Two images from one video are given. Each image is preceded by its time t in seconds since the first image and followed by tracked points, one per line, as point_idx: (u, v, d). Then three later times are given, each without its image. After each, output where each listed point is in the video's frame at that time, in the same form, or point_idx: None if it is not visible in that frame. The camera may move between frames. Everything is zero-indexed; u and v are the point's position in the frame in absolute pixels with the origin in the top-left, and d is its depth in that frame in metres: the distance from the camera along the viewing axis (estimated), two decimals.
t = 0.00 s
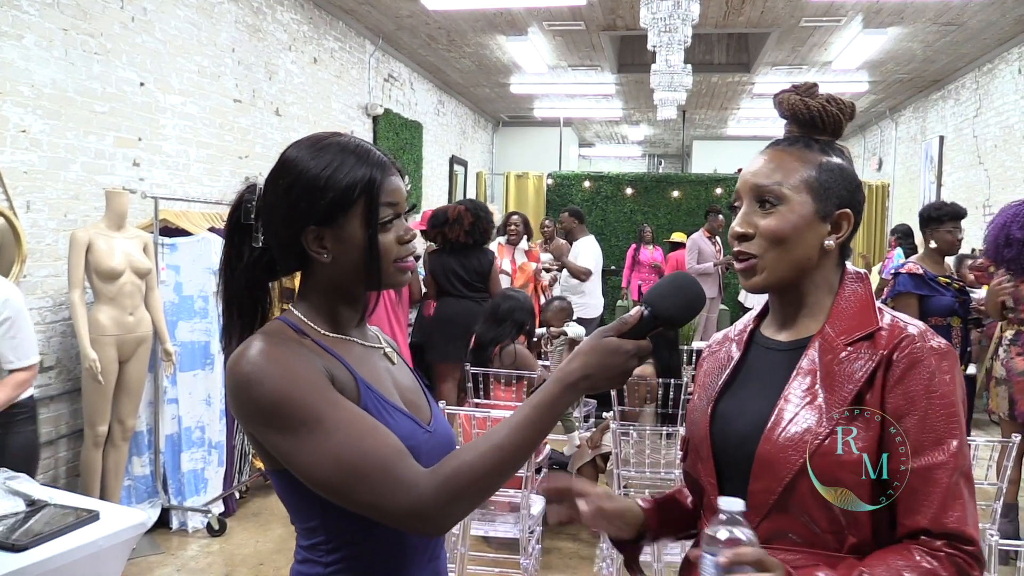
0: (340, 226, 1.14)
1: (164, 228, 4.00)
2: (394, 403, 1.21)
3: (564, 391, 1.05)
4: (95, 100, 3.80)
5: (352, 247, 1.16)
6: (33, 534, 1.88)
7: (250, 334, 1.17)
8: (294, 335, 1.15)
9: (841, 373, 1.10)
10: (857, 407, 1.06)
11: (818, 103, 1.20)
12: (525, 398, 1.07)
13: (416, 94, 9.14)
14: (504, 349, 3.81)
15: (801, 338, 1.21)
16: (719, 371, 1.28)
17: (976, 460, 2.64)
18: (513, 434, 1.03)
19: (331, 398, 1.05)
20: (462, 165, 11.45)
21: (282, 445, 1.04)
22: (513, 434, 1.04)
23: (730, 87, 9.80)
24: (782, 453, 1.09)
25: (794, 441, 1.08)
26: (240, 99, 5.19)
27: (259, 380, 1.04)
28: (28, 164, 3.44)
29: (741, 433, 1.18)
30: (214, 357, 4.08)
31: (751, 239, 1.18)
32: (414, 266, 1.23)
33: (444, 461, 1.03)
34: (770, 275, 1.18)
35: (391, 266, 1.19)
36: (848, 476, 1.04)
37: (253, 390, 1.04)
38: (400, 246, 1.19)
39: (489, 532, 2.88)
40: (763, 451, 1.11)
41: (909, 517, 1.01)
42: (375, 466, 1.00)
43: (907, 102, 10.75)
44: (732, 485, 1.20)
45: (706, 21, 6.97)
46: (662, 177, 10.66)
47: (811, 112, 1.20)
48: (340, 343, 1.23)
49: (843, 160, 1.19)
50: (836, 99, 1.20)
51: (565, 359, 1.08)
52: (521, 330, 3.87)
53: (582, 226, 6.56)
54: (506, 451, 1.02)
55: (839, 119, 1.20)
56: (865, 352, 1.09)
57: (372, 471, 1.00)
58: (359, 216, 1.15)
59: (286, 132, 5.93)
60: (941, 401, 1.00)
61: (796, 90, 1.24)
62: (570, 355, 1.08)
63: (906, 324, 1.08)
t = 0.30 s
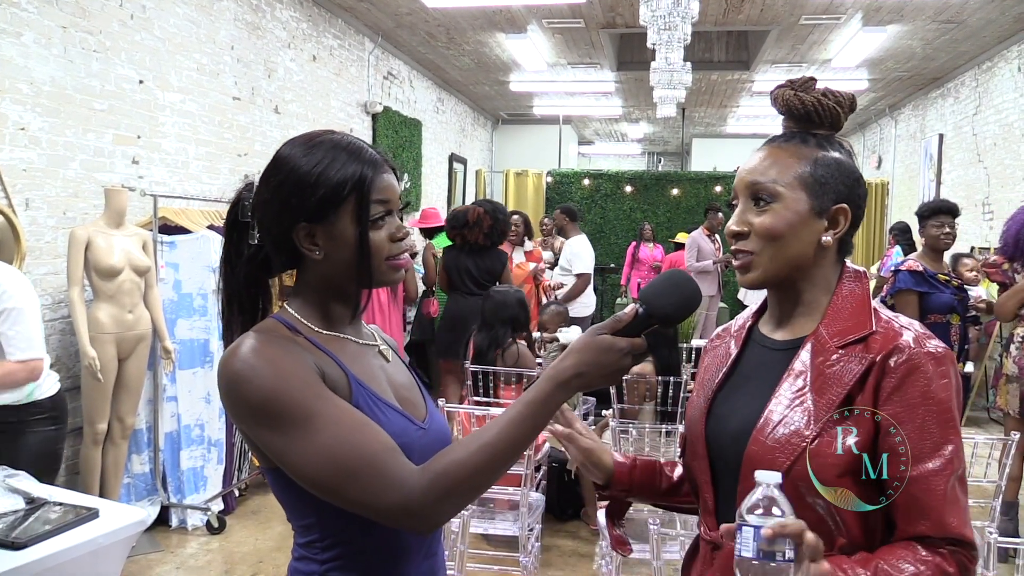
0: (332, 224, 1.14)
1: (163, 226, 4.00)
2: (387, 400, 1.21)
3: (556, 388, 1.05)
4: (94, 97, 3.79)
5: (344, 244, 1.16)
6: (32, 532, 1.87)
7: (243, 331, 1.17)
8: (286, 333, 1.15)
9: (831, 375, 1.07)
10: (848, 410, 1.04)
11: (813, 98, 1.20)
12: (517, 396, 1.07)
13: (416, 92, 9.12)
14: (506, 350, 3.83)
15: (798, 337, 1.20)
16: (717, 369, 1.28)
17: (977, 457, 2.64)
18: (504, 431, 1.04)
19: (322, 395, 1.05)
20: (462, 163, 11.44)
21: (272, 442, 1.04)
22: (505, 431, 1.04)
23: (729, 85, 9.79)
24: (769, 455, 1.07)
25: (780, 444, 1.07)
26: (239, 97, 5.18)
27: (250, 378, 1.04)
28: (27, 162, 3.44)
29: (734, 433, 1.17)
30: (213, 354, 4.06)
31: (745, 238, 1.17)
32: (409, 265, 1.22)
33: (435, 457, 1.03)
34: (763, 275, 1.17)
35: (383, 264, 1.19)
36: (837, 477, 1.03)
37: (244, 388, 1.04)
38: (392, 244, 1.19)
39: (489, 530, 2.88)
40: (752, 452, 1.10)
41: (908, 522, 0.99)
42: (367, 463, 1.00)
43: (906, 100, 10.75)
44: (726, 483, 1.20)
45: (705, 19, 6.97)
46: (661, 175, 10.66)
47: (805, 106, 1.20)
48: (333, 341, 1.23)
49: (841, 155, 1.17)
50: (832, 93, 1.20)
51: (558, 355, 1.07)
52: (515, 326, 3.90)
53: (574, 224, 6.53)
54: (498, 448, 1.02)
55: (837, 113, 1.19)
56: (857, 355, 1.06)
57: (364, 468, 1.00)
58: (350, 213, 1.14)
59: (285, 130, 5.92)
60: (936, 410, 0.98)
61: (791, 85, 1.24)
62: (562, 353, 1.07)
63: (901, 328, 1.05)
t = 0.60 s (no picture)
0: (325, 220, 1.14)
1: (162, 223, 4.00)
2: (383, 398, 1.21)
3: (553, 386, 1.05)
4: (93, 94, 3.79)
5: (338, 241, 1.15)
6: (32, 529, 1.87)
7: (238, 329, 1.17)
8: (281, 331, 1.15)
9: (837, 377, 1.07)
10: (851, 411, 1.03)
11: (813, 94, 1.19)
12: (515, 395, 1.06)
13: (415, 89, 9.10)
14: (499, 349, 3.86)
15: (805, 336, 1.20)
16: (720, 365, 1.28)
17: (976, 455, 2.65)
18: (500, 429, 1.03)
19: (318, 394, 1.05)
20: (461, 160, 11.41)
21: (268, 440, 1.04)
22: (500, 429, 1.03)
23: (729, 82, 9.77)
24: (771, 454, 1.07)
25: (783, 443, 1.07)
26: (238, 94, 5.17)
27: (246, 376, 1.03)
28: (27, 160, 3.44)
29: (735, 429, 1.17)
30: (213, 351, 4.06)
31: (751, 242, 1.17)
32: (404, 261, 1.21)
33: (431, 456, 1.02)
34: (772, 279, 1.17)
35: (378, 260, 1.19)
36: (836, 477, 1.03)
37: (239, 387, 1.04)
38: (386, 240, 1.19)
39: (488, 527, 2.88)
40: (752, 450, 1.10)
41: (905, 527, 0.99)
42: (362, 461, 1.00)
43: (906, 98, 10.74)
44: (724, 480, 1.20)
45: (705, 16, 6.95)
46: (661, 172, 10.64)
47: (805, 104, 1.19)
48: (330, 339, 1.22)
49: (845, 152, 1.17)
50: (833, 87, 1.19)
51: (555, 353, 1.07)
52: (500, 326, 3.90)
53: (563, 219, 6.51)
54: (494, 447, 1.02)
55: (839, 108, 1.19)
56: (864, 358, 1.06)
57: (359, 467, 1.00)
58: (344, 209, 1.14)
59: (284, 127, 5.91)
60: (942, 418, 0.98)
61: (791, 81, 1.23)
62: (560, 350, 1.08)
63: (911, 334, 1.05)
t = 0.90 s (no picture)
0: (323, 214, 1.13)
1: (162, 220, 3.99)
2: (382, 396, 1.21)
3: (552, 384, 1.05)
4: (93, 91, 3.78)
5: (337, 236, 1.15)
6: (32, 526, 1.87)
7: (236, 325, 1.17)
8: (280, 328, 1.15)
9: (841, 378, 1.07)
10: (855, 412, 1.03)
11: (828, 91, 1.18)
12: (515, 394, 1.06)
13: (414, 86, 9.09)
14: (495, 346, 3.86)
15: (809, 336, 1.20)
16: (722, 362, 1.27)
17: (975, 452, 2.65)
18: (498, 428, 1.03)
19: (316, 392, 1.05)
20: (461, 157, 11.40)
21: (265, 437, 1.04)
22: (498, 428, 1.03)
23: (729, 79, 9.76)
24: (773, 453, 1.07)
25: (786, 443, 1.07)
26: (238, 91, 5.17)
27: (244, 372, 1.04)
28: (26, 157, 3.43)
29: (736, 428, 1.17)
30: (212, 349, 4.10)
31: (756, 236, 1.17)
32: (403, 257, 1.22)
33: (429, 454, 1.02)
34: (778, 275, 1.16)
35: (376, 255, 1.19)
36: (836, 478, 1.03)
37: (238, 383, 1.04)
38: (385, 236, 1.19)
39: (488, 524, 2.88)
40: (753, 448, 1.10)
41: (908, 528, 0.99)
42: (359, 458, 1.00)
43: (906, 95, 10.73)
44: (723, 476, 1.20)
45: (705, 13, 6.95)
46: (661, 169, 10.63)
47: (820, 101, 1.19)
48: (327, 336, 1.22)
49: (856, 152, 1.16)
50: (849, 86, 1.19)
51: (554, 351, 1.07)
52: (494, 324, 3.91)
53: (557, 215, 6.49)
54: (493, 446, 1.02)
55: (853, 106, 1.18)
56: (869, 359, 1.06)
57: (357, 464, 1.00)
58: (343, 205, 1.14)
59: (283, 124, 5.90)
60: (946, 421, 0.98)
61: (807, 78, 1.22)
62: (561, 349, 1.07)
63: (915, 337, 1.04)
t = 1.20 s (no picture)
0: (322, 208, 1.13)
1: (162, 217, 3.99)
2: (381, 393, 1.21)
3: (554, 380, 1.05)
4: (92, 88, 3.78)
5: (335, 230, 1.15)
6: (32, 523, 1.88)
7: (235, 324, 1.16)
8: (279, 325, 1.14)
9: (840, 375, 1.07)
10: (856, 410, 1.03)
11: (853, 93, 1.18)
12: (515, 388, 1.06)
13: (414, 82, 9.08)
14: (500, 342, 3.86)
15: (808, 333, 1.19)
16: (721, 362, 1.27)
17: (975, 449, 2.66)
18: (501, 422, 1.03)
19: (317, 388, 1.05)
20: (461, 154, 11.39)
21: (266, 435, 1.04)
22: (501, 422, 1.03)
23: (729, 76, 9.75)
24: (773, 451, 1.07)
25: (786, 441, 1.06)
26: (238, 88, 5.16)
27: (244, 370, 1.03)
28: (26, 154, 3.43)
29: (738, 427, 1.17)
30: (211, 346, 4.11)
31: (759, 221, 1.17)
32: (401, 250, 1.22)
33: (431, 449, 1.03)
34: (772, 261, 1.17)
35: (375, 249, 1.19)
36: (837, 474, 1.03)
37: (238, 381, 1.04)
38: (384, 228, 1.19)
39: (488, 521, 2.88)
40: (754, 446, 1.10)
41: (911, 523, 0.99)
42: (361, 455, 1.00)
43: (906, 92, 10.72)
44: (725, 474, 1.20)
45: (705, 10, 6.93)
46: (661, 167, 10.63)
47: (844, 100, 1.19)
48: (327, 334, 1.22)
49: (870, 154, 1.16)
50: (875, 91, 1.18)
51: (555, 346, 1.07)
52: (499, 320, 3.91)
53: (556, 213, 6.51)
54: (495, 440, 1.02)
55: (874, 113, 1.19)
56: (867, 355, 1.06)
57: (359, 460, 1.00)
58: (341, 199, 1.14)
59: (283, 121, 5.89)
60: (947, 413, 0.98)
61: (834, 77, 1.22)
62: (560, 344, 1.08)
63: (913, 331, 1.04)
